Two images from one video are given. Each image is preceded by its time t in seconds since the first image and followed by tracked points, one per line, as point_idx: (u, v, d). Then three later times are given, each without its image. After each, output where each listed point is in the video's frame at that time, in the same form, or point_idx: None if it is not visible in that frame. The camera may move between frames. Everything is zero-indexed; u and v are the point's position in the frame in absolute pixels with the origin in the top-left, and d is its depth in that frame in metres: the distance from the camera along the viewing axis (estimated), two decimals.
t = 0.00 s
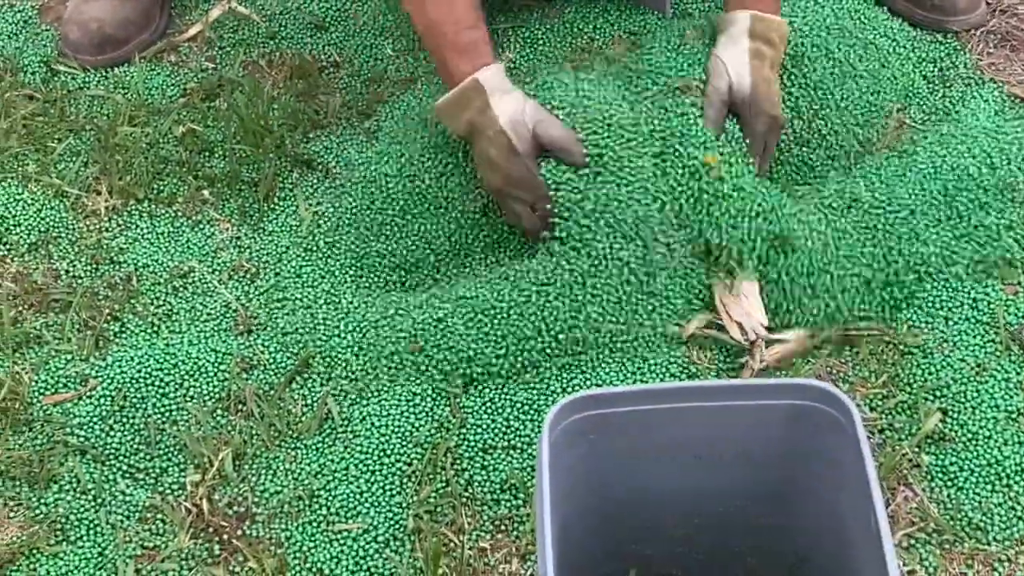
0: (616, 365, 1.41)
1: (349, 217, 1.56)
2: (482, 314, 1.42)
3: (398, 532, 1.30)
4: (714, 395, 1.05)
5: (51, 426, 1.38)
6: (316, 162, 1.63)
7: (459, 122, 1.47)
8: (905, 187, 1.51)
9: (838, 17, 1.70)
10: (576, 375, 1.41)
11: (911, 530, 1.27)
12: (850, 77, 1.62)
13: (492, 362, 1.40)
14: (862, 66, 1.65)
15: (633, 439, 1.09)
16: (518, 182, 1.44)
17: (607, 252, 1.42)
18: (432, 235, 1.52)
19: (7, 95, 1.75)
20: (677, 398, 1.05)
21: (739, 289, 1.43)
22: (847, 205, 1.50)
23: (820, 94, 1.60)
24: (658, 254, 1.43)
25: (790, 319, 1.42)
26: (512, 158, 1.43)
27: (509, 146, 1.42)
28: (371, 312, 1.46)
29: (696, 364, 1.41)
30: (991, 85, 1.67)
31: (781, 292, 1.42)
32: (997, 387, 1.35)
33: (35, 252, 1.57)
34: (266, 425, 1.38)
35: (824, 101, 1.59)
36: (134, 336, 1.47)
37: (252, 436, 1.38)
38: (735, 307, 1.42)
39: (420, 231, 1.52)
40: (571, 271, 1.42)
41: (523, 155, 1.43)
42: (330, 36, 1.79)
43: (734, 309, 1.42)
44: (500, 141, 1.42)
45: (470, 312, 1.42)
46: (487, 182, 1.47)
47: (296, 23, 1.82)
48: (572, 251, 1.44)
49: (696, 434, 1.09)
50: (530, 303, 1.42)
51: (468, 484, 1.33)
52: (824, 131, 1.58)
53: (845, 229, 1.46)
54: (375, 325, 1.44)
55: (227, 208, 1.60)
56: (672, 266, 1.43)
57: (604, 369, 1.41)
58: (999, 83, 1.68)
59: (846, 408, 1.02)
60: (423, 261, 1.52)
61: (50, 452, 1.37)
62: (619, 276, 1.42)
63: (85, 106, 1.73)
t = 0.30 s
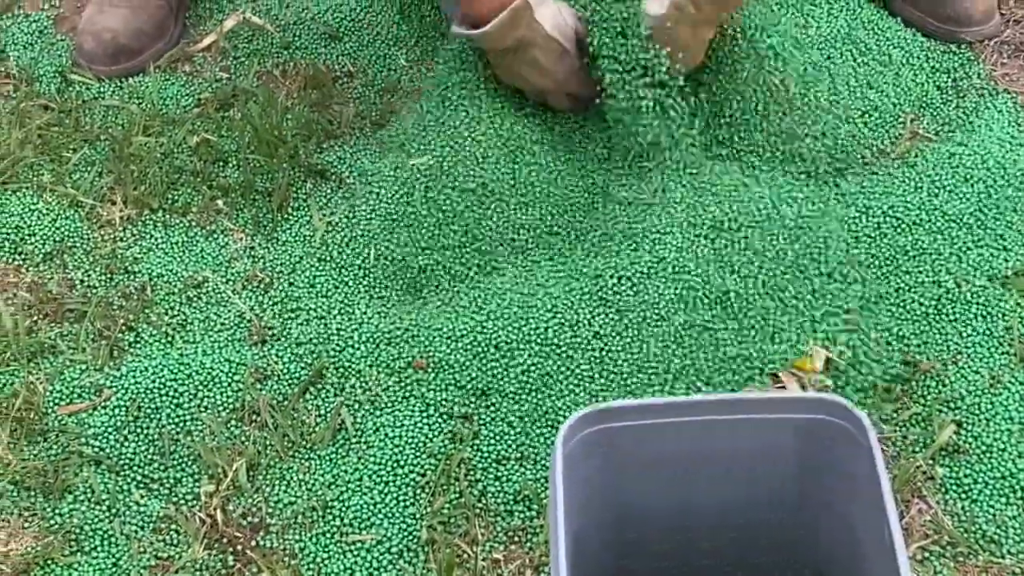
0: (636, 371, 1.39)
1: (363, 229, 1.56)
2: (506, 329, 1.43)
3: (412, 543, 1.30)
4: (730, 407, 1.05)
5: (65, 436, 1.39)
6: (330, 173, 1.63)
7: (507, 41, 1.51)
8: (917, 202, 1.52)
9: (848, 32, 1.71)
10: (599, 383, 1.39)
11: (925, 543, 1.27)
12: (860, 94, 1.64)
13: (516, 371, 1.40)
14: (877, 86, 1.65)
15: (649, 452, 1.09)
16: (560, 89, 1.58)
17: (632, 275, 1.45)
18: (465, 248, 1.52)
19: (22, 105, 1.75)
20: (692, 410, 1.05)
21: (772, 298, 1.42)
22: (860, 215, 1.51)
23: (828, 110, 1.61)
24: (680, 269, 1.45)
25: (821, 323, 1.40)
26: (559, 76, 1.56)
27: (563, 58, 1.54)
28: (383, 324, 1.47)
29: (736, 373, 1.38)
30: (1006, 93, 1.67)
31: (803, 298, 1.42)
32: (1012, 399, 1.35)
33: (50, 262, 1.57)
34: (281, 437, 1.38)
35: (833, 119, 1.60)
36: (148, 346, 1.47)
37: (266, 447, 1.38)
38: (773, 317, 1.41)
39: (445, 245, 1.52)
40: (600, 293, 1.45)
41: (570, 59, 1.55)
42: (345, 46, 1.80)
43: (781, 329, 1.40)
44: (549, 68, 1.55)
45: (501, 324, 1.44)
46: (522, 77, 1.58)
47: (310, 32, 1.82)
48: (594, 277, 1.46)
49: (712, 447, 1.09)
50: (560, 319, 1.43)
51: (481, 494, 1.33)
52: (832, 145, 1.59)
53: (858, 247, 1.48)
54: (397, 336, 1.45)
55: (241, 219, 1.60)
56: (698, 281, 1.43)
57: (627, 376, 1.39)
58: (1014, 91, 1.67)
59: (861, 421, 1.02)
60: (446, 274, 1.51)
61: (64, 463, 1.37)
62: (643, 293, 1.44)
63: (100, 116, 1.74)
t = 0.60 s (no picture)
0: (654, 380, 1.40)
1: (381, 237, 1.56)
2: (524, 337, 1.44)
3: (428, 549, 1.30)
4: (748, 413, 1.05)
5: (83, 441, 1.39)
6: (347, 178, 1.63)
7: None
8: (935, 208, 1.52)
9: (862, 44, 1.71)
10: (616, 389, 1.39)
11: (942, 549, 1.26)
12: (874, 104, 1.64)
13: (532, 377, 1.41)
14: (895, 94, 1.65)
15: (667, 458, 1.09)
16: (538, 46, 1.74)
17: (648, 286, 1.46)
18: (473, 256, 1.53)
19: (40, 111, 1.76)
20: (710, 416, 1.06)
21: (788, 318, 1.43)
22: (876, 222, 1.51)
23: (842, 123, 1.62)
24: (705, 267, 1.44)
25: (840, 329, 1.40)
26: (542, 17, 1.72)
27: None
28: (399, 330, 1.47)
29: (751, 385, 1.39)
30: None
31: (818, 317, 1.43)
32: None
33: (68, 267, 1.58)
34: (297, 442, 1.38)
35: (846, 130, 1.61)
36: (165, 351, 1.48)
37: (283, 453, 1.38)
38: (787, 335, 1.42)
39: (460, 252, 1.53)
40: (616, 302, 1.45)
41: None
42: (362, 52, 1.80)
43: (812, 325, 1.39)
44: None
45: (521, 330, 1.44)
46: (497, 2, 1.70)
47: (328, 40, 1.82)
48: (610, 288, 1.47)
49: (729, 451, 1.09)
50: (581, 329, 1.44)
51: (497, 500, 1.33)
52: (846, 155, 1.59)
53: (873, 255, 1.48)
54: (417, 341, 1.45)
55: (258, 224, 1.61)
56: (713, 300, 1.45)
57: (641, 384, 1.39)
58: None
59: (880, 428, 1.02)
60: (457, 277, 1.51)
61: (82, 468, 1.37)
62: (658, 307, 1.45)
63: (118, 123, 1.75)
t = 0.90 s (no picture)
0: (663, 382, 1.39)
1: (388, 243, 1.56)
2: (531, 344, 1.44)
3: (435, 554, 1.30)
4: (755, 419, 1.05)
5: (92, 446, 1.40)
6: (355, 185, 1.63)
7: (440, 199, 1.41)
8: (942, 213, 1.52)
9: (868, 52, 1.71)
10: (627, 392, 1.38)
11: (950, 556, 1.26)
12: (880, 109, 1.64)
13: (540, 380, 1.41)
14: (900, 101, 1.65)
15: (674, 464, 1.09)
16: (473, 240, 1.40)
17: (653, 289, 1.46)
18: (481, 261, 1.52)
19: (49, 118, 1.77)
20: (717, 423, 1.06)
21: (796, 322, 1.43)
22: (885, 227, 1.51)
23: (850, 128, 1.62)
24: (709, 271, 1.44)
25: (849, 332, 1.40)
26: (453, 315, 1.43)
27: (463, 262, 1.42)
28: (407, 336, 1.47)
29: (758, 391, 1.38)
30: None
31: (827, 324, 1.43)
32: None
33: (77, 272, 1.58)
34: (305, 448, 1.39)
35: (855, 136, 1.61)
36: (174, 356, 1.48)
37: (291, 459, 1.38)
38: (795, 338, 1.41)
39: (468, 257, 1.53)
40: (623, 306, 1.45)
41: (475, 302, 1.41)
42: (371, 58, 1.80)
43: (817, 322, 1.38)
44: (469, 266, 1.41)
45: (528, 335, 1.44)
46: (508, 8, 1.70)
47: (337, 46, 1.83)
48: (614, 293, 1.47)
49: (735, 456, 1.09)
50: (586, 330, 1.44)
51: (505, 505, 1.33)
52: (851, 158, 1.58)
53: (882, 261, 1.48)
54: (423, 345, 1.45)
55: (267, 229, 1.61)
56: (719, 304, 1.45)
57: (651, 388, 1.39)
58: None
59: (888, 435, 1.02)
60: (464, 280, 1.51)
61: (90, 473, 1.37)
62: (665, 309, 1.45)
63: (127, 129, 1.75)
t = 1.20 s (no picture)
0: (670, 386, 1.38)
1: (398, 253, 1.57)
2: (543, 363, 1.45)
3: (444, 564, 1.30)
4: (764, 429, 1.07)
5: (101, 455, 1.40)
6: (364, 194, 1.63)
7: (571, 177, 1.40)
8: (949, 224, 1.52)
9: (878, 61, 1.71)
10: (636, 396, 1.38)
11: (958, 566, 1.27)
12: (890, 122, 1.64)
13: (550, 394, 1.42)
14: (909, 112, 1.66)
15: (684, 473, 1.10)
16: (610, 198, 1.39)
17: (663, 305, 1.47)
18: (492, 275, 1.54)
19: (60, 127, 1.77)
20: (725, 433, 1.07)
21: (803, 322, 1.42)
22: (898, 236, 1.51)
23: (857, 140, 1.63)
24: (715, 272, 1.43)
25: (856, 335, 1.39)
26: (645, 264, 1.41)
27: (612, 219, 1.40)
28: (415, 348, 1.47)
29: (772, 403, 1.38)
30: None
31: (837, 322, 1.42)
32: None
33: (87, 282, 1.59)
34: (314, 458, 1.39)
35: (863, 151, 1.62)
36: (183, 366, 1.48)
37: (299, 469, 1.38)
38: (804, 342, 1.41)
39: (479, 270, 1.54)
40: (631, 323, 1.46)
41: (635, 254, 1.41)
42: (380, 67, 1.81)
43: (826, 330, 1.38)
44: (630, 226, 1.38)
45: (538, 353, 1.46)
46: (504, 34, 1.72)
47: (345, 55, 1.83)
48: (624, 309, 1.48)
49: (744, 467, 1.10)
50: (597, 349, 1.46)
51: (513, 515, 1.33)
52: (859, 173, 1.60)
53: (892, 272, 1.48)
54: (434, 360, 1.47)
55: (276, 239, 1.61)
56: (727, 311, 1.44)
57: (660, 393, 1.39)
58: None
59: (892, 443, 1.03)
60: (474, 295, 1.52)
61: (99, 482, 1.38)
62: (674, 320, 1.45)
63: (137, 138, 1.76)
